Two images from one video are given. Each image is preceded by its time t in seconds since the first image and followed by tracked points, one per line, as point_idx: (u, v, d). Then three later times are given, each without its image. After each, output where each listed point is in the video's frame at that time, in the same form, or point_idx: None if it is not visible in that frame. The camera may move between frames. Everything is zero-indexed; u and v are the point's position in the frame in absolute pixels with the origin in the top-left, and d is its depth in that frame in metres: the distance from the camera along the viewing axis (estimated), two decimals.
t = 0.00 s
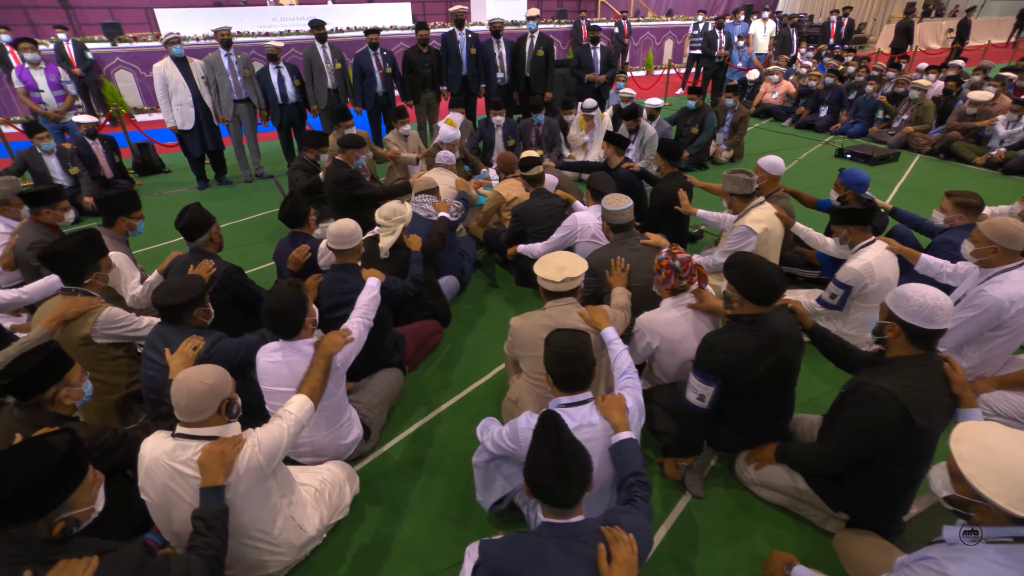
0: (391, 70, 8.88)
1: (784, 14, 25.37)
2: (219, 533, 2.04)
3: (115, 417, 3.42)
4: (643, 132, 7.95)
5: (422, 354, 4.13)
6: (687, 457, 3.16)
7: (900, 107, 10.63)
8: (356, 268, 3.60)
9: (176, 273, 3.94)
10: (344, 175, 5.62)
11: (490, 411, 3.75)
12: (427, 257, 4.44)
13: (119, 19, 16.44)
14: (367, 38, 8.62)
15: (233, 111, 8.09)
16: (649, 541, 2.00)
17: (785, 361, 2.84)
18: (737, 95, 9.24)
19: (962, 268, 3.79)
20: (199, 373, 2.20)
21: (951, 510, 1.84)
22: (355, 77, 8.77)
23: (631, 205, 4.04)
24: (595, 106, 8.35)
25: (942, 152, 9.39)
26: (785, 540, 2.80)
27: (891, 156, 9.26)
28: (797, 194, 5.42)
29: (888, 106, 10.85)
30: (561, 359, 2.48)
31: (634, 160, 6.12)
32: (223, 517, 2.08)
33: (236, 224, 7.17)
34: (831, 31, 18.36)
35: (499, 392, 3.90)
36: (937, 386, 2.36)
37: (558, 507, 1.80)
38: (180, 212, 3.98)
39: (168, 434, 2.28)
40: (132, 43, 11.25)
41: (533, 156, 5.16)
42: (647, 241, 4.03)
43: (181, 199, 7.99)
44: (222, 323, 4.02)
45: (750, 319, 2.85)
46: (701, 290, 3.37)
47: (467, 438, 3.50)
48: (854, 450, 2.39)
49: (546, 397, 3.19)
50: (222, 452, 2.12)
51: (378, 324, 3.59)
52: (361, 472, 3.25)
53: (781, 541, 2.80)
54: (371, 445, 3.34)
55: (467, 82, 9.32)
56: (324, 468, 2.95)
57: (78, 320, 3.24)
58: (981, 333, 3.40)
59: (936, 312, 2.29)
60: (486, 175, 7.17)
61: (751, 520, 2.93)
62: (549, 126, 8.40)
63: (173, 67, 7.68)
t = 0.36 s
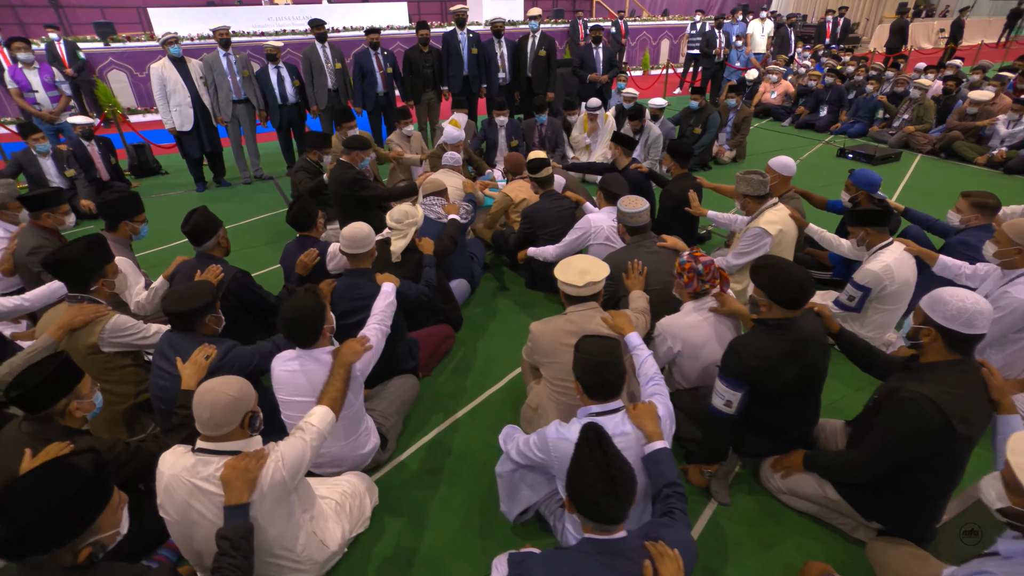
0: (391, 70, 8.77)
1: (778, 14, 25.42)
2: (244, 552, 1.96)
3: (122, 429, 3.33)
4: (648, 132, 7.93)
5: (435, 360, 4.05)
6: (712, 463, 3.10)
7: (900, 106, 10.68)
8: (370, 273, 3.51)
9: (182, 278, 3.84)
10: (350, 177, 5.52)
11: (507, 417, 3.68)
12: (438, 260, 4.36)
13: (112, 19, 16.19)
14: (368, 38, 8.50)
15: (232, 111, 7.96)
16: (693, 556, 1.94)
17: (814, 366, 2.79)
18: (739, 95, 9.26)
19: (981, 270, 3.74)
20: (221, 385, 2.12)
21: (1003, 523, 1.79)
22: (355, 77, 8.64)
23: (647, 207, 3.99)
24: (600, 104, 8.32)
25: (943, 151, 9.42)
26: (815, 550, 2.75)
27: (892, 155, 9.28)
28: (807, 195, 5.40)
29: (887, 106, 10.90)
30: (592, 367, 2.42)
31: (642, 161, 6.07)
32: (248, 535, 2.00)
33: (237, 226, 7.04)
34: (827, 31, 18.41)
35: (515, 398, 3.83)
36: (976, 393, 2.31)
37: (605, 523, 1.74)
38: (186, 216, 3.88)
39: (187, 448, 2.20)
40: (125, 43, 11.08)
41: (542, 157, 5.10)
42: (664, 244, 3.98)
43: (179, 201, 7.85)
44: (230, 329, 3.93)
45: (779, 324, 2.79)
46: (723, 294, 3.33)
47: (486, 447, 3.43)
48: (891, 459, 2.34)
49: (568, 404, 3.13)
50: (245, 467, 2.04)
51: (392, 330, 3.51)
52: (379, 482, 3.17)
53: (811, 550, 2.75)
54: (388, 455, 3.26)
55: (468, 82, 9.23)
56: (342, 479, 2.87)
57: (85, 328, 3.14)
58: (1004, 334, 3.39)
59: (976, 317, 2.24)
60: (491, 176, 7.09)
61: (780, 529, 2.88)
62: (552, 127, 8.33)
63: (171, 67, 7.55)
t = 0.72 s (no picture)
0: (393, 70, 8.66)
1: (773, 13, 25.50)
2: (268, 569, 1.90)
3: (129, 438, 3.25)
4: (652, 133, 7.91)
5: (447, 365, 3.99)
6: (734, 469, 3.06)
7: (900, 106, 10.73)
8: (382, 276, 3.44)
9: (188, 282, 3.76)
10: (355, 179, 5.44)
11: (522, 423, 3.63)
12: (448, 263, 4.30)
13: (105, 18, 15.96)
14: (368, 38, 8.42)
15: (231, 111, 7.85)
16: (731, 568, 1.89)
17: (838, 370, 2.75)
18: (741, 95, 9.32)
19: (997, 271, 3.72)
20: (241, 395, 2.06)
21: None
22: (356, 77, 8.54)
23: (661, 209, 3.96)
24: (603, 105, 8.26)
25: (945, 150, 9.46)
26: (840, 557, 2.72)
27: (895, 155, 9.29)
28: (816, 195, 5.39)
29: (888, 105, 10.94)
30: (618, 374, 2.37)
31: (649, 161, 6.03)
32: (271, 551, 1.94)
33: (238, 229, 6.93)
34: (824, 30, 18.47)
35: (529, 403, 3.78)
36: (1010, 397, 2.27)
37: (645, 537, 1.68)
38: (192, 219, 3.81)
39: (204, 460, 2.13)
40: (120, 42, 10.91)
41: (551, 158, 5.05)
42: (678, 246, 3.93)
43: (178, 203, 7.74)
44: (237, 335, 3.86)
45: (803, 328, 2.74)
46: (741, 297, 3.29)
47: (502, 453, 3.37)
48: (922, 465, 2.31)
49: (586, 410, 3.07)
50: (266, 481, 1.98)
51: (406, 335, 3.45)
52: (394, 490, 3.11)
53: (837, 558, 2.71)
54: (403, 462, 3.20)
55: (469, 82, 9.17)
56: (359, 488, 2.81)
57: (91, 335, 3.07)
58: None
59: (1012, 321, 2.20)
60: (495, 177, 7.04)
61: (804, 536, 2.84)
62: (555, 127, 8.28)
63: (169, 67, 7.44)
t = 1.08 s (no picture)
0: (393, 69, 8.50)
1: (766, 13, 25.63)
2: None
3: (139, 450, 3.15)
4: (657, 132, 7.89)
5: (461, 370, 3.92)
6: (760, 475, 3.01)
7: (899, 105, 10.81)
8: (397, 280, 3.36)
9: (196, 287, 3.67)
10: (361, 180, 5.32)
11: (540, 429, 3.56)
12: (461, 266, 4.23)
13: (96, 17, 15.66)
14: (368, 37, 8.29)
15: (230, 112, 7.63)
16: None
17: (868, 374, 2.70)
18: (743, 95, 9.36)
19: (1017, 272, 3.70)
20: (265, 409, 1.97)
21: None
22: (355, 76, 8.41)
23: (678, 210, 3.92)
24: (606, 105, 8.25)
25: (945, 149, 9.56)
26: (873, 564, 2.67)
27: (896, 153, 9.34)
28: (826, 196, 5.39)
29: (887, 104, 11.02)
30: (651, 381, 2.31)
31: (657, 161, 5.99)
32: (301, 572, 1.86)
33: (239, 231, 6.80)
34: (819, 30, 18.56)
35: (546, 408, 3.71)
36: None
37: (698, 553, 1.61)
38: (200, 222, 3.71)
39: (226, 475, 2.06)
40: (112, 42, 10.71)
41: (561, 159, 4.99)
42: (695, 248, 3.93)
43: (175, 206, 7.56)
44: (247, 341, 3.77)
45: (832, 332, 2.69)
46: (764, 300, 3.25)
47: (522, 460, 3.30)
48: (961, 472, 2.27)
49: (610, 417, 3.01)
50: (295, 499, 1.90)
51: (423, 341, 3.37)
52: (414, 500, 3.03)
53: (870, 565, 2.67)
54: (423, 471, 3.13)
55: (470, 82, 9.08)
56: (380, 500, 2.72)
57: (99, 344, 2.97)
58: None
59: None
60: (501, 177, 6.98)
61: (835, 543, 2.79)
62: (558, 127, 8.16)
63: (166, 67, 7.21)
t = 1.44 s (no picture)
0: (393, 69, 8.37)
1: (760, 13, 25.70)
2: None
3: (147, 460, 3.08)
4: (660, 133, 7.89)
5: (473, 374, 3.86)
6: (782, 480, 2.97)
7: (898, 104, 10.88)
8: (411, 284, 3.30)
9: (202, 292, 3.59)
10: (366, 181, 5.22)
11: (556, 434, 3.51)
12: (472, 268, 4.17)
13: (87, 17, 15.40)
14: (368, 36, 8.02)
15: (229, 112, 7.39)
16: None
17: (892, 378, 2.66)
18: (744, 95, 9.37)
19: None
20: (288, 420, 1.91)
21: None
22: (353, 77, 8.12)
23: (692, 211, 3.89)
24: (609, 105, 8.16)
25: (945, 148, 9.65)
26: (900, 569, 2.64)
27: (896, 153, 9.38)
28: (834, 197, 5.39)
29: (886, 104, 11.09)
30: (680, 387, 2.26)
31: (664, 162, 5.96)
32: None
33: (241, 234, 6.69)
34: (815, 30, 18.63)
35: (561, 413, 3.67)
36: None
37: (745, 568, 1.56)
38: (206, 225, 3.63)
39: (248, 489, 2.00)
40: (105, 41, 10.55)
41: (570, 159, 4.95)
42: (710, 249, 3.90)
43: (171, 208, 7.38)
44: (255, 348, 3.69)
45: (856, 335, 2.65)
46: (783, 303, 3.21)
47: (539, 466, 3.25)
48: (994, 477, 2.23)
49: (630, 422, 2.96)
50: (320, 513, 1.83)
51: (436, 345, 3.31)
52: (431, 509, 2.98)
53: (896, 570, 2.64)
54: (439, 479, 3.07)
55: (471, 81, 8.99)
56: (399, 510, 2.66)
57: (105, 351, 2.90)
58: None
59: None
60: (505, 178, 6.94)
61: (860, 548, 2.76)
62: (561, 127, 8.15)
63: (164, 67, 6.94)
